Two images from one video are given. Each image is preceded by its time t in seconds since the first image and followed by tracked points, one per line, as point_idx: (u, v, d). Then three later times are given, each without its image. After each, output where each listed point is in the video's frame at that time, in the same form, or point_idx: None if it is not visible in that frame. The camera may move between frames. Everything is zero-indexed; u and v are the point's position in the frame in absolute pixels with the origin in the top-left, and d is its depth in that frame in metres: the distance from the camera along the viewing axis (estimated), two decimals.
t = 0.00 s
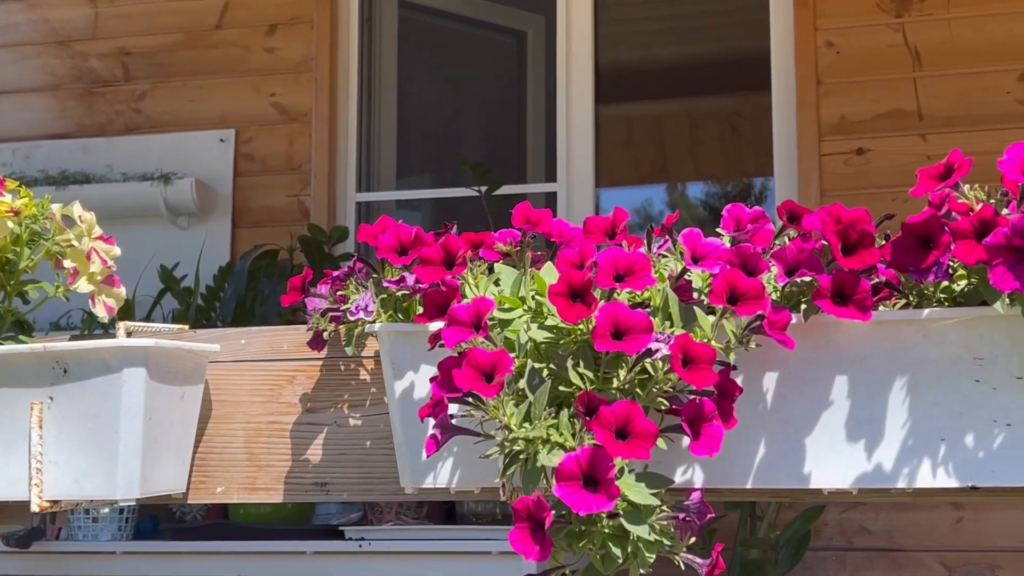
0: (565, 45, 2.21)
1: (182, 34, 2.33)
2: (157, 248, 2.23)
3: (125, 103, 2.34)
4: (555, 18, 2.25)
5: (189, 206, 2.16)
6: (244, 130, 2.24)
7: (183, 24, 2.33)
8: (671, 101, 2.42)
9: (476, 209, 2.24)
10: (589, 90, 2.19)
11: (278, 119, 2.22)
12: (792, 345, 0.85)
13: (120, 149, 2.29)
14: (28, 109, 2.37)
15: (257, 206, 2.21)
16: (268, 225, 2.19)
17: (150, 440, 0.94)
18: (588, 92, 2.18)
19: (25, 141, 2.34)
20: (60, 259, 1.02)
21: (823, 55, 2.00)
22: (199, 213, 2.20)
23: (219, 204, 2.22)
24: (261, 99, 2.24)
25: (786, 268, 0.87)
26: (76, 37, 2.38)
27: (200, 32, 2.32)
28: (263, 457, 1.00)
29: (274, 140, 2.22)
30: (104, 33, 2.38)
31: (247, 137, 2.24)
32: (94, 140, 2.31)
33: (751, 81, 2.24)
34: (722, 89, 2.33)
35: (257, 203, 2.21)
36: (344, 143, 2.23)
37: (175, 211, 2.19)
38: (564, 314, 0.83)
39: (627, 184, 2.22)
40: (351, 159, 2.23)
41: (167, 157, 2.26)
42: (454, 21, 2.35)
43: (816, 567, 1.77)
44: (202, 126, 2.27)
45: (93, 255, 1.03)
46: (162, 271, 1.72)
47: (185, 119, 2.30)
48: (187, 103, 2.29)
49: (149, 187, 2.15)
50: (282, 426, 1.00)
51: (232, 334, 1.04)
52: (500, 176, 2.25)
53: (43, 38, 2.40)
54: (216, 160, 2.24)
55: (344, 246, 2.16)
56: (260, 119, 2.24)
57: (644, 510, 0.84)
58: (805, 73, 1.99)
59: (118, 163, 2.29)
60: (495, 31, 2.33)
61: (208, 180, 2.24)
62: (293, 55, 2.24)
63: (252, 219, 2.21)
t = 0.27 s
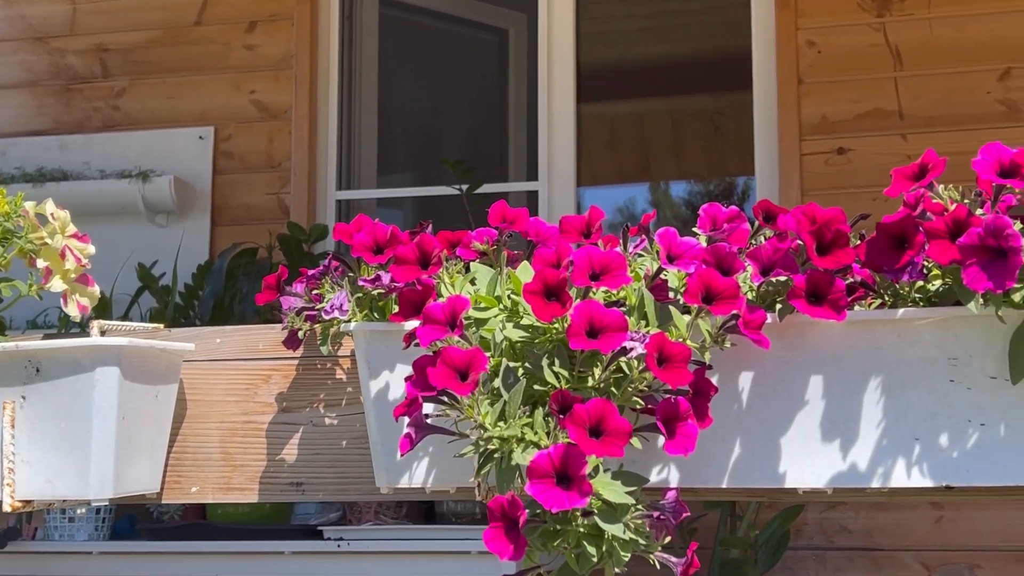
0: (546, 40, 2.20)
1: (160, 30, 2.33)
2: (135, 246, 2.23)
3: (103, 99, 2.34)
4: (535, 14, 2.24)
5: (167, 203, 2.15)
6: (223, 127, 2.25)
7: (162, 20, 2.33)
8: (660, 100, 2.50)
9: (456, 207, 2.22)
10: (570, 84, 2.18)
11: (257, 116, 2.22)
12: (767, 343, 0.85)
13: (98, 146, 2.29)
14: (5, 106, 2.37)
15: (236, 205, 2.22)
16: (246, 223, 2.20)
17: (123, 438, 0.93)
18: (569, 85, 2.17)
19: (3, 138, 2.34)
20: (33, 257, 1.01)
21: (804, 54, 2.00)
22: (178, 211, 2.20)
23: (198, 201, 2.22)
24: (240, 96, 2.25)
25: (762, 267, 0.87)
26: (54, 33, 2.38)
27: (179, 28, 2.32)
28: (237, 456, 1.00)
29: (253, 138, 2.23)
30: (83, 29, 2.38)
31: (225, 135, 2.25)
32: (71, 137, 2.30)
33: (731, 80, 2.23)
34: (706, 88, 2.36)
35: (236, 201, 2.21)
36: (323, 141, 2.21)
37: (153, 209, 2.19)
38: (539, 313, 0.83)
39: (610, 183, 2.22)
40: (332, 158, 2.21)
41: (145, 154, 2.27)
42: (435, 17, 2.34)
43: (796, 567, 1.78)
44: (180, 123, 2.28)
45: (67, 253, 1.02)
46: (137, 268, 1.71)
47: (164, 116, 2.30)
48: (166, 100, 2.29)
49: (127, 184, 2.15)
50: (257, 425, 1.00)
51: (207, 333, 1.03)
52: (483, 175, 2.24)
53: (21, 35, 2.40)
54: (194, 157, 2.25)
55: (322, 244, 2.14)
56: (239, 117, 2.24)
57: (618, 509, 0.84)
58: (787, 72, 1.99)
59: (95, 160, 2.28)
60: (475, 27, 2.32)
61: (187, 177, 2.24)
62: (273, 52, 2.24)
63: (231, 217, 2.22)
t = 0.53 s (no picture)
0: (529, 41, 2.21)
1: (138, 27, 2.33)
2: (112, 243, 2.23)
3: (80, 96, 2.33)
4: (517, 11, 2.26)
5: (143, 201, 2.16)
6: (202, 124, 2.25)
7: (141, 16, 2.33)
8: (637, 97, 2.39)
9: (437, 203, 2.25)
10: (552, 84, 2.19)
11: (234, 113, 2.22)
12: (742, 343, 0.84)
13: (75, 143, 2.28)
14: None
15: (214, 202, 2.22)
16: (223, 221, 2.20)
17: (96, 438, 0.92)
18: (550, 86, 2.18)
19: None
20: (3, 255, 1.00)
21: (785, 53, 2.00)
22: (156, 208, 2.20)
23: (176, 198, 2.23)
24: (219, 93, 2.25)
25: (737, 267, 0.87)
26: (30, 28, 2.38)
27: (158, 24, 2.32)
28: (211, 456, 0.99)
29: (231, 135, 2.23)
30: (59, 24, 2.37)
31: (203, 133, 2.25)
32: (48, 134, 2.29)
33: (713, 78, 2.23)
34: (691, 83, 2.28)
35: (213, 198, 2.22)
36: (302, 138, 2.23)
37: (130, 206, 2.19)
38: (513, 312, 0.82)
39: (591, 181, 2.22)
40: (311, 157, 2.22)
41: (122, 151, 2.26)
42: (417, 15, 2.35)
43: (776, 567, 1.79)
44: (158, 120, 2.27)
45: (39, 251, 1.01)
46: (114, 266, 1.71)
47: (142, 113, 2.30)
48: (143, 97, 2.30)
49: (104, 181, 2.16)
50: (231, 425, 0.99)
51: (181, 331, 1.03)
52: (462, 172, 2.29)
53: None
54: (172, 154, 2.24)
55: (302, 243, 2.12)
56: (217, 114, 2.24)
57: (592, 509, 0.83)
58: (768, 70, 1.99)
59: (71, 157, 2.28)
60: (458, 26, 2.33)
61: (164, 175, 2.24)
62: (251, 49, 2.24)
63: (209, 215, 2.22)
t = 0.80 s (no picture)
0: (510, 40, 2.20)
1: (115, 24, 2.32)
2: (93, 241, 2.23)
3: (58, 93, 2.32)
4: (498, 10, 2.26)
5: (122, 199, 2.15)
6: (182, 122, 2.24)
7: (119, 13, 2.32)
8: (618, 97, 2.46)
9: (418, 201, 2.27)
10: (533, 82, 2.18)
11: (212, 110, 2.22)
12: (715, 342, 0.84)
13: (54, 141, 2.28)
14: None
15: (193, 201, 2.21)
16: (201, 220, 2.19)
17: (69, 438, 0.92)
18: (531, 84, 2.18)
19: None
20: None
21: (766, 52, 2.00)
22: (135, 207, 2.20)
23: (157, 196, 2.22)
24: (199, 90, 2.24)
25: (710, 265, 0.87)
26: (8, 25, 2.37)
27: (137, 21, 2.31)
28: (185, 456, 0.99)
29: (210, 133, 2.22)
30: (38, 21, 2.37)
31: (183, 130, 2.24)
32: (26, 131, 2.29)
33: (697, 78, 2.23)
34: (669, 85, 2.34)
35: (192, 196, 2.21)
36: (284, 132, 2.22)
37: (110, 205, 2.18)
38: (486, 310, 0.82)
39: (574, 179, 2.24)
40: (291, 154, 2.22)
41: (101, 149, 2.25)
42: (401, 12, 2.38)
43: (755, 566, 1.78)
44: (138, 119, 2.27)
45: (12, 249, 1.01)
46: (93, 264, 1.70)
47: (122, 112, 2.30)
48: (121, 95, 2.29)
49: (82, 179, 2.14)
50: (205, 425, 0.98)
51: (156, 329, 1.03)
52: (443, 170, 2.32)
53: None
54: (154, 154, 2.24)
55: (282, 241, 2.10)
56: (197, 111, 2.23)
57: (566, 507, 0.83)
58: (748, 67, 1.99)
59: (50, 155, 2.27)
60: (440, 23, 2.37)
61: (145, 173, 2.24)
62: (230, 47, 2.23)
63: (189, 213, 2.22)
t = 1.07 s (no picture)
0: (490, 37, 2.23)
1: (94, 22, 2.35)
2: (69, 240, 2.26)
3: (36, 91, 2.36)
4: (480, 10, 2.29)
5: (101, 199, 2.18)
6: (160, 120, 2.28)
7: (99, 11, 2.36)
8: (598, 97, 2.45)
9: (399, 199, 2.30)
10: (513, 81, 2.21)
11: (192, 109, 2.25)
12: (688, 342, 0.84)
13: (33, 140, 2.31)
14: None
15: (171, 200, 2.25)
16: (181, 218, 2.23)
17: (41, 437, 0.91)
18: (512, 82, 2.21)
19: None
20: None
21: (746, 53, 2.04)
22: (114, 205, 2.23)
23: (135, 195, 2.25)
24: (178, 89, 2.28)
25: (683, 266, 0.88)
26: None
27: (117, 19, 2.35)
28: (159, 456, 0.98)
29: (191, 132, 2.25)
30: (17, 18, 2.40)
31: (162, 128, 2.28)
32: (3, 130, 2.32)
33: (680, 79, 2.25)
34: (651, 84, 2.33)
35: (172, 195, 2.25)
36: (263, 122, 2.25)
37: (88, 203, 2.21)
38: (458, 310, 0.83)
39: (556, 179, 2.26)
40: (271, 154, 2.25)
41: (81, 146, 2.28)
42: (382, 10, 2.39)
43: (735, 565, 1.79)
44: (118, 117, 2.30)
45: None
46: (71, 263, 1.70)
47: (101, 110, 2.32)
48: (100, 92, 2.32)
49: (60, 178, 2.17)
50: (180, 425, 0.98)
51: (129, 329, 1.04)
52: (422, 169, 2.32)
53: None
54: (134, 151, 2.27)
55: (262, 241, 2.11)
56: (176, 109, 2.27)
57: (539, 507, 0.83)
58: (729, 68, 2.03)
59: (29, 153, 2.30)
60: (420, 22, 2.38)
61: (122, 172, 2.27)
62: (211, 45, 2.27)
63: (168, 212, 2.25)
